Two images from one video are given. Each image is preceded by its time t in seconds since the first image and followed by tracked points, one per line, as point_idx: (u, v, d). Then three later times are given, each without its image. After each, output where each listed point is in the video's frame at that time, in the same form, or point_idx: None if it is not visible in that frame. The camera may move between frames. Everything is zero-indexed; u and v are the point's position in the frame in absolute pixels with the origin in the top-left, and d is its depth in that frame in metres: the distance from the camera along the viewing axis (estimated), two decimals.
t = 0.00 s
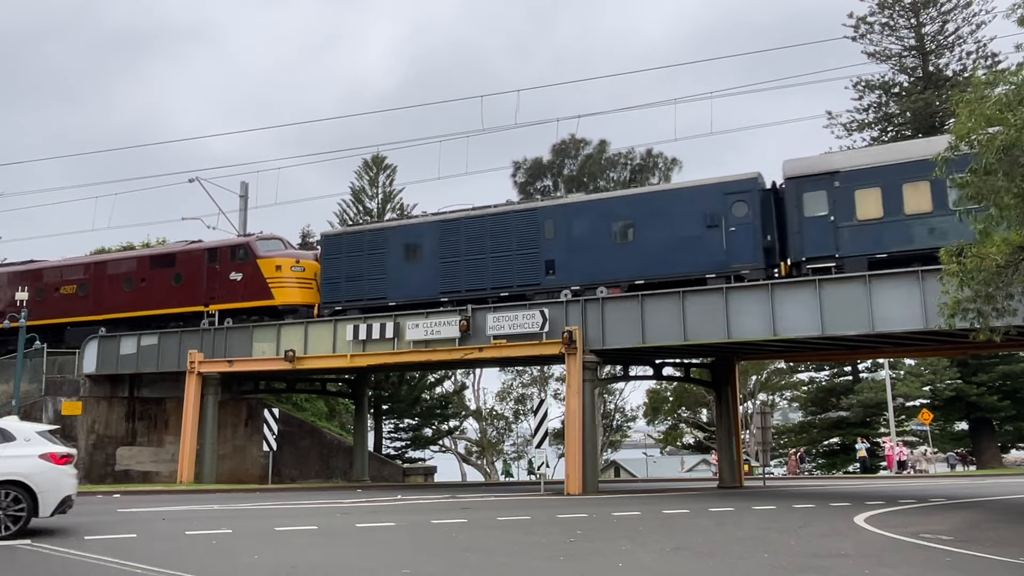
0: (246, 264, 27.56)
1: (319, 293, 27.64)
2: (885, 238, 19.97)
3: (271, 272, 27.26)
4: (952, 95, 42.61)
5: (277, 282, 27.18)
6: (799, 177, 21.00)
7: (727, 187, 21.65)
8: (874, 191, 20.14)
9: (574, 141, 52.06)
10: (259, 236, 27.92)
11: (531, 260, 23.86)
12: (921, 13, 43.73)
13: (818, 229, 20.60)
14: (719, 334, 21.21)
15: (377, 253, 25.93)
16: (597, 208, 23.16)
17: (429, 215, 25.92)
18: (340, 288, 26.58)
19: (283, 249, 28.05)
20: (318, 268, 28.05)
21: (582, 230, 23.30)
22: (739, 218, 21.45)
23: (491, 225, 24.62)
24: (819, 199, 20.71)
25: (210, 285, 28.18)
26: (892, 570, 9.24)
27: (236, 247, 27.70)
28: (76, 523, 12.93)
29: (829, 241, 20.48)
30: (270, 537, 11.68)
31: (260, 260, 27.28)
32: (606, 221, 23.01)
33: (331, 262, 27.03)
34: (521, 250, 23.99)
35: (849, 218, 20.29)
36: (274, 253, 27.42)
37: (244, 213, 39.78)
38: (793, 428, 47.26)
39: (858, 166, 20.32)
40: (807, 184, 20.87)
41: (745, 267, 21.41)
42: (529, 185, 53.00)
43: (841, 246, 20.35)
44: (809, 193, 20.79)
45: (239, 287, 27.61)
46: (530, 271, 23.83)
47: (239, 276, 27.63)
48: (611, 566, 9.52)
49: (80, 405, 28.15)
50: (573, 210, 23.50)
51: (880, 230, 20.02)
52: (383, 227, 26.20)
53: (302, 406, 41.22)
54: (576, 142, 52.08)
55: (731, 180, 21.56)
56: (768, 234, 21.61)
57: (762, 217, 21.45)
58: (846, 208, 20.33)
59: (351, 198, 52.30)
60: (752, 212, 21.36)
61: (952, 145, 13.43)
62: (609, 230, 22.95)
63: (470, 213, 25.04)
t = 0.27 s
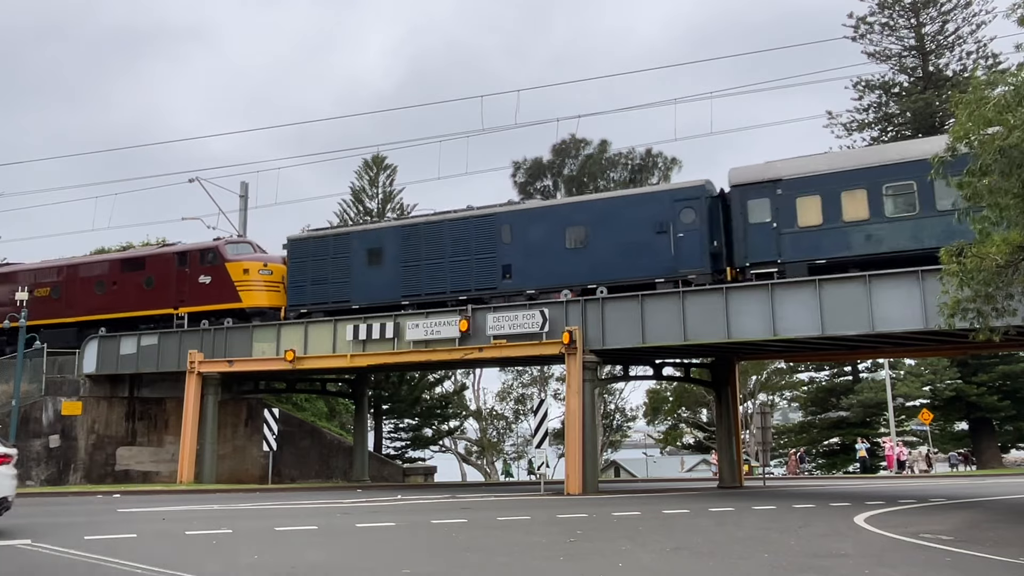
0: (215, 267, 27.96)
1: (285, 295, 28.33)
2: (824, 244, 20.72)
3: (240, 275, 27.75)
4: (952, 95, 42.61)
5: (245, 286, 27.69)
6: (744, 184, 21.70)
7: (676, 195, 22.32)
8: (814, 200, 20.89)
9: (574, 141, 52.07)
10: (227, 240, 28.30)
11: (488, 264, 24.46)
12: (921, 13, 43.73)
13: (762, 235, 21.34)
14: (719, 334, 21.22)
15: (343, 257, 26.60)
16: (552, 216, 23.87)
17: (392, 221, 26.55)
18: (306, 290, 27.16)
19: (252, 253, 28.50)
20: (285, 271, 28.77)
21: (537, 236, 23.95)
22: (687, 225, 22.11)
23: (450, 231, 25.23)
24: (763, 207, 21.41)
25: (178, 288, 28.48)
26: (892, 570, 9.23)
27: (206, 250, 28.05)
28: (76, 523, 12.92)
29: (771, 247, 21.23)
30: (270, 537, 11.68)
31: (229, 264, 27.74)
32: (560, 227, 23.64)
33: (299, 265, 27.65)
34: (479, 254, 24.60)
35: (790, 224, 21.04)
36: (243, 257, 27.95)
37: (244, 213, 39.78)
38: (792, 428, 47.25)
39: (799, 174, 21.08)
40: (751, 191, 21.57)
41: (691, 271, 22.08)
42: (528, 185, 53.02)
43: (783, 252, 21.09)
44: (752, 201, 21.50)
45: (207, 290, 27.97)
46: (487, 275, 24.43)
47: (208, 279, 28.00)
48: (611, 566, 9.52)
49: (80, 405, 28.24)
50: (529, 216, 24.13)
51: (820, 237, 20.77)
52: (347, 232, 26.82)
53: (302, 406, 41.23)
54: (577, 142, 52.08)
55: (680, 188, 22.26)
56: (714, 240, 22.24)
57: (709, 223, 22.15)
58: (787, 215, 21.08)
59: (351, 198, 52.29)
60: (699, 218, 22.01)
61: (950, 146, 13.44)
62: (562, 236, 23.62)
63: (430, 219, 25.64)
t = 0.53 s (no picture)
0: (184, 271, 28.35)
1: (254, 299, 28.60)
2: (768, 250, 21.11)
3: (208, 278, 28.15)
4: (952, 95, 42.61)
5: (213, 289, 28.12)
6: (691, 192, 22.10)
7: (627, 201, 22.74)
8: (758, 207, 21.26)
9: (575, 141, 52.07)
10: (197, 243, 28.78)
11: (447, 269, 24.85)
12: (921, 13, 43.73)
13: (709, 240, 21.70)
14: (719, 334, 21.22)
15: (305, 261, 26.95)
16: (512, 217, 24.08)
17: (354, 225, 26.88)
18: (272, 294, 27.50)
19: (222, 257, 28.97)
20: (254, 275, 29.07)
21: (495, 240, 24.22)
22: (637, 231, 22.55)
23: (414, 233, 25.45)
24: (709, 214, 21.78)
25: (148, 292, 28.89)
26: (892, 570, 9.23)
27: (175, 254, 28.47)
28: (76, 523, 12.92)
29: (717, 252, 21.59)
30: (270, 537, 11.67)
31: (197, 267, 28.14)
32: (515, 233, 24.00)
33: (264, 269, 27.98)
34: (438, 259, 24.99)
35: (735, 230, 21.42)
36: (211, 261, 28.38)
37: (244, 213, 39.78)
38: (793, 428, 47.24)
39: (744, 182, 21.45)
40: (697, 199, 21.96)
41: (642, 276, 22.50)
42: (529, 185, 53.05)
43: (728, 257, 21.46)
44: (699, 208, 21.86)
45: (175, 294, 28.38)
46: (445, 279, 24.83)
47: (177, 282, 28.39)
48: (611, 566, 9.52)
49: (79, 405, 28.20)
50: (485, 221, 24.47)
51: (763, 243, 21.16)
52: (310, 236, 27.12)
53: (302, 406, 41.24)
54: (577, 142, 52.08)
55: (631, 195, 22.68)
56: (664, 245, 22.64)
57: (659, 229, 22.55)
58: (733, 222, 21.46)
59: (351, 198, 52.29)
60: (649, 224, 22.45)
61: (950, 146, 13.44)
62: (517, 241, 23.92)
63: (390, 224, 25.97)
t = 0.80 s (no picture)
0: (155, 274, 29.12)
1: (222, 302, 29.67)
2: (713, 256, 21.73)
3: (178, 282, 28.99)
4: (952, 95, 42.60)
5: (183, 292, 28.99)
6: (641, 199, 22.72)
7: (579, 208, 23.35)
8: (705, 213, 21.86)
9: (575, 141, 52.08)
10: (168, 247, 29.58)
11: (408, 273, 25.47)
12: (921, 13, 43.73)
13: (658, 246, 22.32)
14: (719, 334, 21.22)
15: (273, 265, 27.53)
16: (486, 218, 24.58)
17: (320, 230, 27.47)
18: (240, 296, 28.05)
19: (192, 260, 29.84)
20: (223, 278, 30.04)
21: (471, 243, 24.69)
22: (589, 236, 23.14)
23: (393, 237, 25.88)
24: (658, 220, 22.37)
25: (119, 295, 29.65)
26: (892, 570, 9.23)
27: (146, 257, 29.21)
28: (76, 523, 12.92)
29: (665, 258, 22.22)
30: (270, 537, 11.67)
31: (168, 271, 28.96)
32: (473, 238, 24.65)
33: (231, 272, 28.45)
34: (400, 263, 25.62)
35: (682, 236, 22.03)
36: (182, 264, 29.25)
37: (245, 212, 39.78)
38: (792, 428, 47.20)
39: (691, 189, 22.05)
40: (646, 206, 22.55)
41: (593, 280, 23.10)
42: (529, 184, 53.06)
43: (675, 262, 22.09)
44: (648, 214, 22.46)
45: (146, 296, 29.12)
46: (406, 283, 25.45)
47: (148, 285, 29.14)
48: (611, 566, 9.52)
49: (79, 405, 28.18)
50: (445, 226, 25.14)
51: (709, 248, 21.77)
52: (277, 240, 27.71)
53: (302, 406, 41.25)
54: (578, 142, 52.09)
55: (582, 201, 23.31)
56: (615, 250, 23.24)
57: (611, 234, 23.16)
58: (680, 228, 22.06)
59: (351, 198, 52.30)
60: (599, 230, 23.06)
61: (951, 146, 13.45)
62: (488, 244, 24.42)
63: (354, 229, 26.62)
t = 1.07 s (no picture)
0: (125, 277, 29.41)
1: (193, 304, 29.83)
2: (661, 261, 22.25)
3: (147, 285, 29.23)
4: (952, 96, 42.59)
5: (153, 295, 29.18)
6: (594, 205, 23.28)
7: (535, 214, 23.86)
8: (654, 219, 22.38)
9: (575, 141, 52.09)
10: (139, 250, 29.82)
11: (370, 277, 25.96)
12: (921, 13, 43.73)
13: (609, 251, 22.85)
14: (719, 334, 21.22)
15: (240, 268, 28.04)
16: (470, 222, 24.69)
17: (287, 234, 27.93)
18: (209, 299, 28.55)
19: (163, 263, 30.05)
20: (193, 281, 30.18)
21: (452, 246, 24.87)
22: (544, 241, 23.66)
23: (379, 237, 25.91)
24: (610, 226, 22.94)
25: (92, 298, 30.02)
26: (892, 570, 9.23)
27: (117, 261, 29.51)
28: (76, 523, 12.93)
29: (616, 263, 22.77)
30: (270, 537, 11.67)
31: (137, 274, 29.21)
32: (433, 243, 25.13)
33: (200, 275, 28.91)
34: (362, 267, 26.12)
35: (633, 241, 22.56)
36: (152, 268, 29.45)
37: (245, 212, 39.80)
38: (792, 428, 47.20)
39: (641, 196, 22.60)
40: (599, 212, 23.13)
41: (547, 284, 23.61)
42: (529, 184, 53.07)
43: (626, 267, 22.62)
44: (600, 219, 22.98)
45: (117, 299, 29.44)
46: (368, 286, 25.94)
47: (118, 288, 29.44)
48: (611, 566, 9.52)
49: (79, 405, 28.18)
50: (407, 231, 25.60)
51: (657, 254, 22.30)
52: (245, 244, 28.19)
53: (302, 406, 41.25)
54: (578, 142, 52.09)
55: (538, 208, 23.82)
56: (569, 255, 23.74)
57: (565, 240, 23.66)
58: (630, 234, 22.61)
59: (351, 198, 52.31)
60: (554, 236, 23.56)
61: (952, 146, 13.46)
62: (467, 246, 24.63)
63: (320, 233, 27.09)
